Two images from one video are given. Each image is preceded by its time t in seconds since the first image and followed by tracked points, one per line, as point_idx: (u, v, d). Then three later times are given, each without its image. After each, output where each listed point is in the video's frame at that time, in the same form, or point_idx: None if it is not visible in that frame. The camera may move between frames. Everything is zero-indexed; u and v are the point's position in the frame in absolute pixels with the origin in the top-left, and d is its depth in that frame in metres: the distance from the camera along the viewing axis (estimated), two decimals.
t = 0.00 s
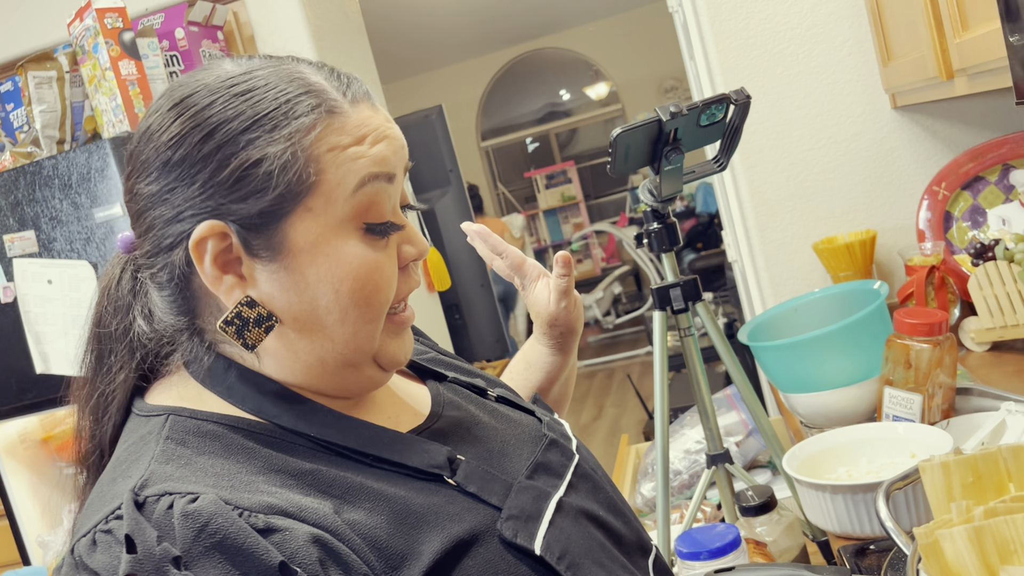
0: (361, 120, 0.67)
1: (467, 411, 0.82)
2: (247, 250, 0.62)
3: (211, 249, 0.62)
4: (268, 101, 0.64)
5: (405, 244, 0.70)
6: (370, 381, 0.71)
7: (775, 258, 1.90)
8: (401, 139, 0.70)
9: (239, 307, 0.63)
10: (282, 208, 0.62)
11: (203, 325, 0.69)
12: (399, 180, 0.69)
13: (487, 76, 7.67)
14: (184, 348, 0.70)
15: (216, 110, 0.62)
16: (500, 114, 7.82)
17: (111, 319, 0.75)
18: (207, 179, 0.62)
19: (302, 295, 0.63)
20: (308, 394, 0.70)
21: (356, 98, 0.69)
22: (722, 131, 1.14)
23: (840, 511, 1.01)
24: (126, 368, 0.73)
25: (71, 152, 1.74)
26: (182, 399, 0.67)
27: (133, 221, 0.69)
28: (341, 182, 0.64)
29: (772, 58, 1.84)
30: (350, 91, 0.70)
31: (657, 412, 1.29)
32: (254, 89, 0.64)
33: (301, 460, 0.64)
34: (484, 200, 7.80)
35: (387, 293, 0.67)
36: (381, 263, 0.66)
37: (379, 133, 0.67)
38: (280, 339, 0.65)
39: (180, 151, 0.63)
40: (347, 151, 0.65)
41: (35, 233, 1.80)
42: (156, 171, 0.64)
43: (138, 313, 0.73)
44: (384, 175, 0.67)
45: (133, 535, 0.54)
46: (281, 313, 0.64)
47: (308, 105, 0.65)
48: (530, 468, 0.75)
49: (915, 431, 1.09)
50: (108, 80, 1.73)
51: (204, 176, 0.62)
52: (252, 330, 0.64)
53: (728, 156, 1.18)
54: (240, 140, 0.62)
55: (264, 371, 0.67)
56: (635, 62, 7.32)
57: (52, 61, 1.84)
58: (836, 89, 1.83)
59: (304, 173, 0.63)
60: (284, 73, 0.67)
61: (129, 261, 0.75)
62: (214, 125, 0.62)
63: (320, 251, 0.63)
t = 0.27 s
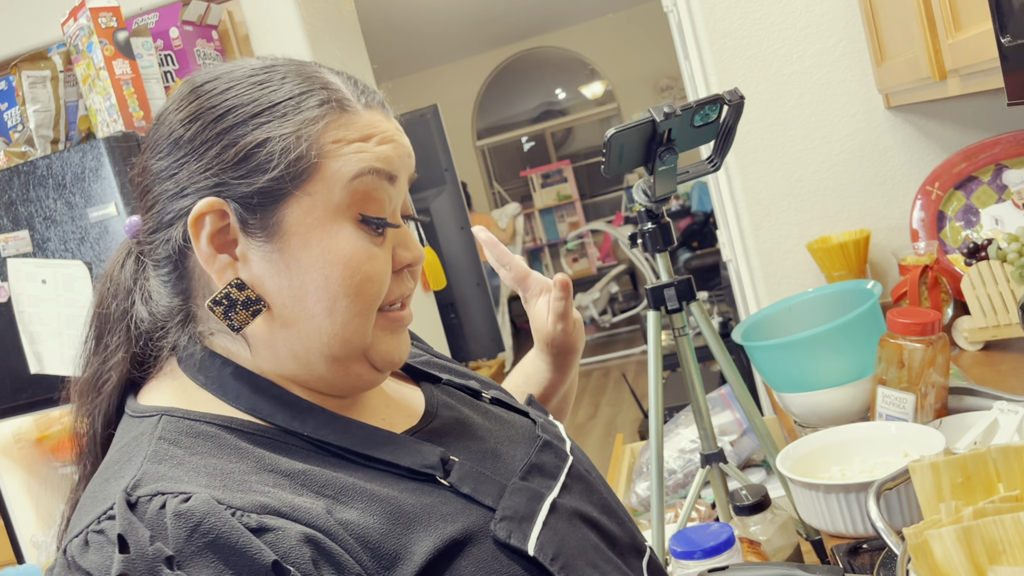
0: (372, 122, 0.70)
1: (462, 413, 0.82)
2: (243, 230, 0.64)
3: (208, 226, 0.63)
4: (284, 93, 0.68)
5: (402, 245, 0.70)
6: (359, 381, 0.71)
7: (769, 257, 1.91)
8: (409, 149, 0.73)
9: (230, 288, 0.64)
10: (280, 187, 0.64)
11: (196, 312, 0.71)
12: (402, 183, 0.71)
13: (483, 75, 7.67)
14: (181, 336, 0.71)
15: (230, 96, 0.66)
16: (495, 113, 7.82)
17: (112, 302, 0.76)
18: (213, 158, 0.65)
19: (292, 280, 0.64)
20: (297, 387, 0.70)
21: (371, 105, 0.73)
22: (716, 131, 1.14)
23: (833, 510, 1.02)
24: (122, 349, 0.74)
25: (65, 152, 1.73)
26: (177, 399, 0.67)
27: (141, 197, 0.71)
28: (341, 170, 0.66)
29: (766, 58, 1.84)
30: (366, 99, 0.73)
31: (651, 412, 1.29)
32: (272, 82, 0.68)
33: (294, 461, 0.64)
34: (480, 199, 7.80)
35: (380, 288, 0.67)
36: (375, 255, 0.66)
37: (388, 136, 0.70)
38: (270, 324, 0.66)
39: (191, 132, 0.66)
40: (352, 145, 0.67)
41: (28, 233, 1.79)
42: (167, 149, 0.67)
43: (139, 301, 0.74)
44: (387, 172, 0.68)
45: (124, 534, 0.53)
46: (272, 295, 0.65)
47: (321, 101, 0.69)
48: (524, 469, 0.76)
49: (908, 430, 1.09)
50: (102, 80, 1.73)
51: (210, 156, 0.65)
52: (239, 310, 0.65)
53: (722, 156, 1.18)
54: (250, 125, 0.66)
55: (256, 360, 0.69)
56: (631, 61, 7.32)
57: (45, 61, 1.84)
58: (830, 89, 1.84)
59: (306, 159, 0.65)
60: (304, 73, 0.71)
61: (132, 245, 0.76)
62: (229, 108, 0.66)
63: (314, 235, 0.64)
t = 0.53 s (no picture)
0: (376, 121, 0.70)
1: (458, 415, 0.82)
2: (244, 220, 0.64)
3: (209, 216, 0.63)
4: (291, 87, 0.68)
5: (401, 245, 0.70)
6: (356, 381, 0.70)
7: (765, 256, 1.91)
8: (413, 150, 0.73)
9: (229, 278, 0.64)
10: (281, 177, 0.64)
11: (193, 306, 0.71)
12: (404, 183, 0.71)
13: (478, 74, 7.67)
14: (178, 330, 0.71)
15: (237, 89, 0.67)
16: (491, 112, 7.81)
17: (113, 299, 0.76)
18: (217, 148, 0.65)
19: (291, 272, 0.64)
20: (295, 383, 0.70)
21: (376, 105, 0.74)
22: (712, 130, 1.15)
23: (829, 509, 1.02)
24: (122, 345, 0.74)
25: (60, 152, 1.73)
26: (173, 399, 0.67)
27: (145, 191, 0.72)
28: (342, 164, 0.66)
29: (761, 57, 1.85)
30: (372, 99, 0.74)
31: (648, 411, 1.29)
32: (280, 76, 0.69)
33: (289, 462, 0.64)
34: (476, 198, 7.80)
35: (379, 286, 0.66)
36: (374, 251, 0.66)
37: (392, 135, 0.70)
38: (268, 317, 0.66)
39: (198, 123, 0.67)
40: (354, 140, 0.67)
41: (23, 233, 1.78)
42: (174, 140, 0.68)
43: (139, 298, 0.74)
44: (388, 169, 0.68)
45: (118, 535, 0.52)
46: (271, 287, 0.65)
47: (326, 96, 0.69)
48: (520, 471, 0.75)
49: (903, 430, 1.10)
50: (97, 79, 1.73)
51: (215, 146, 0.65)
52: (236, 301, 0.65)
53: (718, 156, 1.18)
54: (255, 117, 0.66)
55: (250, 358, 0.69)
56: (626, 60, 7.32)
57: (40, 60, 1.83)
58: (825, 88, 1.84)
59: (308, 150, 0.65)
60: (312, 70, 0.72)
61: (135, 243, 0.76)
62: (237, 99, 0.67)
63: (314, 227, 0.64)
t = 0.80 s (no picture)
0: (372, 113, 0.71)
1: (455, 415, 0.82)
2: (248, 217, 0.64)
3: (213, 214, 0.63)
4: (288, 84, 0.69)
5: (403, 238, 0.71)
6: (363, 372, 0.70)
7: (761, 256, 1.92)
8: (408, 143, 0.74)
9: (234, 275, 0.64)
10: (285, 172, 0.64)
11: (194, 305, 0.70)
12: (402, 175, 0.72)
13: (475, 74, 7.66)
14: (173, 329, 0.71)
15: (234, 87, 0.67)
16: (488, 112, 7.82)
17: (110, 305, 0.76)
18: (217, 146, 0.65)
19: (298, 266, 0.64)
20: (300, 382, 0.70)
21: (369, 99, 0.74)
22: (708, 130, 1.15)
23: (826, 508, 1.02)
24: (120, 351, 0.73)
25: (55, 152, 1.72)
26: (171, 397, 0.67)
27: (142, 195, 0.72)
28: (344, 157, 0.66)
29: (757, 56, 1.85)
30: (364, 94, 0.75)
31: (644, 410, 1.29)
32: (275, 73, 0.69)
33: (287, 461, 0.64)
34: (473, 198, 7.79)
35: (385, 278, 0.67)
36: (379, 243, 0.66)
37: (388, 127, 0.71)
38: (273, 313, 0.66)
39: (196, 122, 0.67)
40: (353, 132, 0.68)
41: (19, 234, 1.78)
42: (171, 141, 0.68)
43: (138, 298, 0.73)
44: (388, 162, 0.69)
45: (117, 535, 0.52)
46: (277, 284, 0.65)
47: (323, 91, 0.70)
48: (518, 470, 0.75)
49: (900, 428, 1.10)
50: (92, 79, 1.72)
51: (215, 144, 0.65)
52: (244, 298, 0.64)
53: (714, 155, 1.18)
54: (254, 113, 0.66)
55: (253, 355, 0.68)
56: (623, 59, 7.32)
57: (35, 61, 1.83)
58: (821, 87, 1.84)
59: (310, 143, 0.65)
60: (305, 67, 0.72)
61: (131, 248, 0.76)
62: (234, 97, 0.67)
63: (319, 221, 0.64)
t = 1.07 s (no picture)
0: (353, 106, 0.70)
1: (452, 413, 0.82)
2: (242, 223, 0.64)
3: (206, 222, 0.63)
4: (266, 84, 0.68)
5: (396, 231, 0.71)
6: (363, 369, 0.70)
7: (757, 255, 1.92)
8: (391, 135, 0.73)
9: (233, 281, 0.64)
10: (275, 176, 0.64)
11: (192, 313, 0.70)
12: (389, 168, 0.72)
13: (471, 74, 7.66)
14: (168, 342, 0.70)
15: (213, 92, 0.66)
16: (484, 111, 7.82)
17: (104, 319, 0.75)
18: (204, 153, 0.65)
19: (295, 269, 0.64)
20: (301, 383, 0.70)
21: (349, 91, 0.74)
22: (704, 129, 1.15)
23: (822, 505, 1.02)
24: (116, 364, 0.72)
25: (51, 153, 1.72)
26: (168, 396, 0.67)
27: (130, 208, 0.71)
28: (332, 155, 0.66)
29: (753, 56, 1.85)
30: (343, 87, 0.74)
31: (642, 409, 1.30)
32: (252, 73, 0.69)
33: (286, 456, 0.64)
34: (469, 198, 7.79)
35: (381, 273, 0.67)
36: (373, 238, 0.67)
37: (370, 119, 0.70)
38: (273, 318, 0.66)
39: (179, 130, 0.66)
40: (337, 128, 0.67)
41: (14, 235, 1.78)
42: (155, 151, 0.67)
43: (132, 311, 0.72)
44: (374, 155, 0.69)
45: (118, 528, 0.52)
46: (275, 289, 0.65)
47: (303, 88, 0.69)
48: (516, 468, 0.75)
49: (895, 427, 1.10)
50: (88, 80, 1.72)
51: (201, 151, 0.65)
52: (246, 303, 0.65)
53: (710, 155, 1.19)
54: (237, 117, 0.66)
55: (254, 358, 0.68)
56: (619, 59, 7.33)
57: (31, 61, 1.82)
58: (817, 87, 1.85)
59: (298, 143, 0.65)
60: (281, 63, 0.71)
61: (124, 261, 0.76)
62: (213, 103, 0.66)
63: (312, 222, 0.64)
